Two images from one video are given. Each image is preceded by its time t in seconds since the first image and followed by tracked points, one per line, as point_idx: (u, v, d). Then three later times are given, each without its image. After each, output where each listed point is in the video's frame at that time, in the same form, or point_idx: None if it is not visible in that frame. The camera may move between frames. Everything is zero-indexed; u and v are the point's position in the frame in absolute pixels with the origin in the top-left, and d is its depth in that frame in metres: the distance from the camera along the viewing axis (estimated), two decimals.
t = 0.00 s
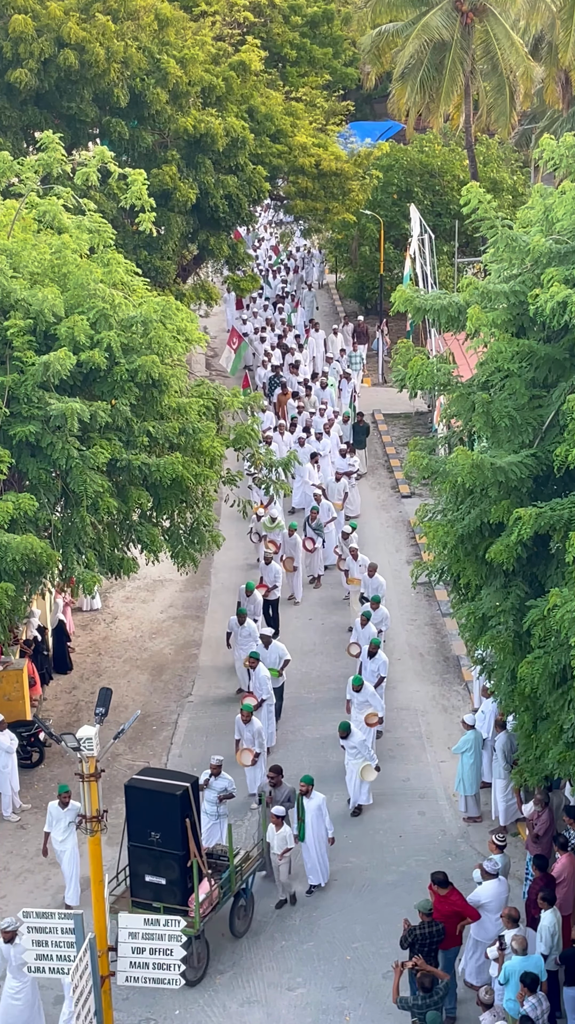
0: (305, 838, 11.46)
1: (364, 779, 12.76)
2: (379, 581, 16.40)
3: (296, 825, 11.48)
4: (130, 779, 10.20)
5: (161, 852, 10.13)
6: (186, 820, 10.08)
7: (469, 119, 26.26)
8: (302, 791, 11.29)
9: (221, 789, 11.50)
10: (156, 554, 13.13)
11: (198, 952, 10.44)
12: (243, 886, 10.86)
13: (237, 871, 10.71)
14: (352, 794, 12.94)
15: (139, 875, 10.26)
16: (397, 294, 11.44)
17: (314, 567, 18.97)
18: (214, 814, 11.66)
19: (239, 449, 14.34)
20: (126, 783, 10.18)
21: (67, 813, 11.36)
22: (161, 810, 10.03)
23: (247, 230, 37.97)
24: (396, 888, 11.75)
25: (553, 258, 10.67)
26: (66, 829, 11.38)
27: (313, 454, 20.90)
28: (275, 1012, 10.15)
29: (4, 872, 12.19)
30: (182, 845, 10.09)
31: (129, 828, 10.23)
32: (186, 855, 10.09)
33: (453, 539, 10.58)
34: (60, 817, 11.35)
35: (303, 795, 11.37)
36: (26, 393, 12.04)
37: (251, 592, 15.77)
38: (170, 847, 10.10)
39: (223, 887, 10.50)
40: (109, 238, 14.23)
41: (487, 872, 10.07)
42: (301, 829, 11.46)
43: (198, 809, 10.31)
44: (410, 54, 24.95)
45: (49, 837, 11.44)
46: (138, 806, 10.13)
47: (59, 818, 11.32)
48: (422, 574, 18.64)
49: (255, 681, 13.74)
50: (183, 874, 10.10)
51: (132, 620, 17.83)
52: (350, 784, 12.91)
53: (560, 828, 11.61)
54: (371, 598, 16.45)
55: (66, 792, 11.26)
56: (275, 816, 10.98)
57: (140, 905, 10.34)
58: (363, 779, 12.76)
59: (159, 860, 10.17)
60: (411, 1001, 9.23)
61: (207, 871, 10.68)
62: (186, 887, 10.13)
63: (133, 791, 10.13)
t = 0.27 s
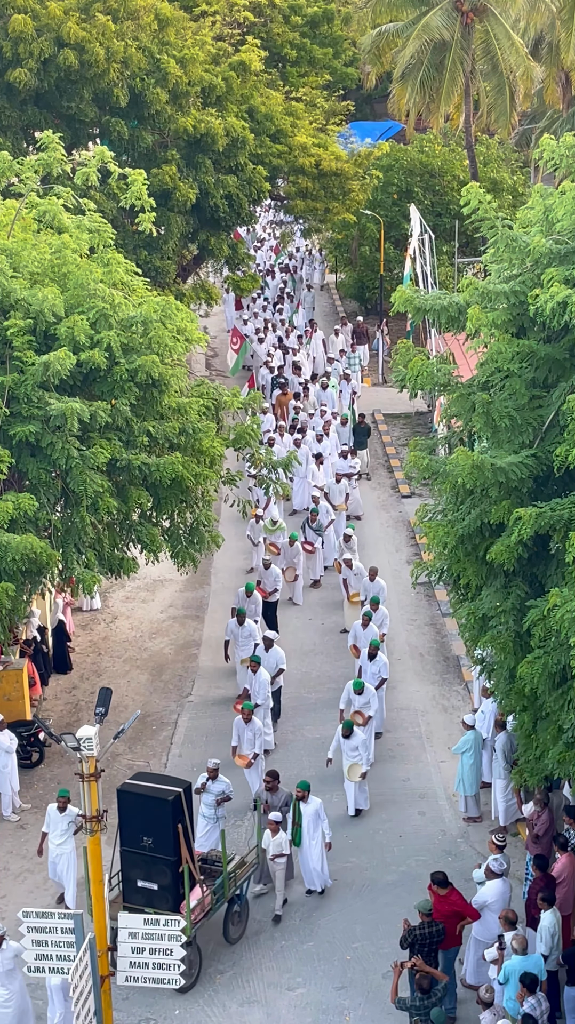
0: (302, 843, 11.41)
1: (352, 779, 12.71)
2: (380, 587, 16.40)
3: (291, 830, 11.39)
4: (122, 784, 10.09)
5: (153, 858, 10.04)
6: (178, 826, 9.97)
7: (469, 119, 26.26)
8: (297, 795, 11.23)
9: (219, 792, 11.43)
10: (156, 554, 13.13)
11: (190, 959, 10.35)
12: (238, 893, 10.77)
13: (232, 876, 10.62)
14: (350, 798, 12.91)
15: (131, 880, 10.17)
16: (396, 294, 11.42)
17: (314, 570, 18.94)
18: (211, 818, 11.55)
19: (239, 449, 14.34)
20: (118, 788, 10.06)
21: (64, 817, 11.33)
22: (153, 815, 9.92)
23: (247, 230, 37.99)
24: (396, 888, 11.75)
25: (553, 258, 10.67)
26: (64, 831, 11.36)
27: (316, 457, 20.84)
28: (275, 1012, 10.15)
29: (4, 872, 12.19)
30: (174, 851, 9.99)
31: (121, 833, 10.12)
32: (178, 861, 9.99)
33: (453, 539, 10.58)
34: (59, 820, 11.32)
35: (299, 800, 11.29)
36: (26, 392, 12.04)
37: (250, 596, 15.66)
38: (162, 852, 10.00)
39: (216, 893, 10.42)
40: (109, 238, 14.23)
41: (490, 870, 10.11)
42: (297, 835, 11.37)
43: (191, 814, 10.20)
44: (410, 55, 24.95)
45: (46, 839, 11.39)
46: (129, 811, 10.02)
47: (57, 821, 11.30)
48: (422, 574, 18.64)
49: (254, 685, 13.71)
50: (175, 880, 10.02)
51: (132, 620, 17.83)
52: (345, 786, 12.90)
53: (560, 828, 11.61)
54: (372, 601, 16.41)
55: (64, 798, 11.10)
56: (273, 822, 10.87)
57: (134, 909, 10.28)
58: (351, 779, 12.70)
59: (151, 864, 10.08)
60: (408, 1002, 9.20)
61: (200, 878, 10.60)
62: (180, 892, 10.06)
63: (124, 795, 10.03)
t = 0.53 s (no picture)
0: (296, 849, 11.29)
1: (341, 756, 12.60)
2: (377, 582, 16.37)
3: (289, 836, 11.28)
4: (116, 789, 10.08)
5: (146, 864, 10.00)
6: (171, 833, 9.94)
7: (469, 119, 26.25)
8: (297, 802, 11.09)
9: (215, 795, 11.47)
10: (156, 554, 13.13)
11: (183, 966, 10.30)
12: (232, 900, 10.72)
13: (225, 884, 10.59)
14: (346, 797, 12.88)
15: (124, 886, 10.13)
16: (396, 294, 11.40)
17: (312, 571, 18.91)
18: (207, 823, 11.56)
19: (239, 449, 14.34)
20: (111, 793, 10.04)
21: (61, 823, 11.18)
22: (146, 821, 9.90)
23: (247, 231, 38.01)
24: (396, 888, 11.75)
25: (553, 258, 10.67)
26: (62, 837, 11.21)
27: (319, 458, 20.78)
28: (275, 1012, 10.15)
29: (4, 872, 12.19)
30: (166, 857, 9.95)
31: (114, 838, 10.10)
32: (170, 867, 9.95)
33: (453, 539, 10.58)
34: (56, 825, 11.18)
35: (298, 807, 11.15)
36: (26, 393, 12.04)
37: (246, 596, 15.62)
38: (155, 858, 9.97)
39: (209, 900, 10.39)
40: (109, 238, 14.24)
41: (490, 870, 10.12)
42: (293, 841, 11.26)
43: (184, 821, 10.17)
44: (410, 55, 24.95)
45: (45, 845, 11.27)
46: (123, 816, 10.01)
47: (54, 826, 11.17)
48: (422, 575, 18.64)
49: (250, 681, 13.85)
50: (167, 886, 9.97)
51: (132, 620, 17.83)
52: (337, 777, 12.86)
53: (560, 828, 11.61)
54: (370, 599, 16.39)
55: (60, 803, 11.05)
56: (271, 828, 10.89)
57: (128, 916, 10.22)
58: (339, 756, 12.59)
59: (144, 871, 10.04)
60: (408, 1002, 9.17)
61: (193, 884, 10.57)
62: (173, 899, 10.02)
63: (118, 801, 10.01)
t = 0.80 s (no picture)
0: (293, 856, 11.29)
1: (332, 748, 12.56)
2: (371, 585, 16.35)
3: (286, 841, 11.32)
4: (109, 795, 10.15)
5: (136, 869, 10.03)
6: (161, 838, 9.97)
7: (469, 119, 26.24)
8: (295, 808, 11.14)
9: (209, 799, 11.32)
10: (156, 554, 13.12)
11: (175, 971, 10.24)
12: (225, 906, 10.64)
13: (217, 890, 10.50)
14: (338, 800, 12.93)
15: (115, 891, 10.17)
16: (397, 295, 11.38)
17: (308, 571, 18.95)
18: (203, 824, 11.47)
19: (239, 449, 14.34)
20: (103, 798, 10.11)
21: (56, 828, 11.09)
22: (137, 827, 9.96)
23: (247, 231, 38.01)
24: (396, 888, 11.75)
25: (554, 258, 10.67)
26: (57, 842, 11.13)
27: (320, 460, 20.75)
28: (275, 1012, 10.15)
29: (4, 872, 12.19)
30: (157, 863, 9.97)
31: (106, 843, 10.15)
32: (161, 873, 9.97)
33: (453, 539, 10.58)
34: (51, 831, 11.09)
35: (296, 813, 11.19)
36: (26, 393, 12.04)
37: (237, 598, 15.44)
38: (146, 865, 9.99)
39: (201, 906, 10.32)
40: (109, 238, 14.23)
41: (490, 870, 10.11)
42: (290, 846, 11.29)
43: (176, 827, 10.20)
44: (410, 55, 24.95)
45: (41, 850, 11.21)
46: (113, 822, 10.06)
47: (49, 832, 11.08)
48: (422, 574, 18.64)
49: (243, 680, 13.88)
50: (158, 892, 9.99)
51: (132, 620, 17.83)
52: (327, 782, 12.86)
53: (560, 829, 11.61)
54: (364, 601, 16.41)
55: (52, 808, 10.91)
56: (267, 835, 10.77)
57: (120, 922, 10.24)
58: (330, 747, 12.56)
59: (135, 876, 10.08)
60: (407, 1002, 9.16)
61: (185, 891, 10.53)
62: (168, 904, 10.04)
63: (109, 806, 10.07)
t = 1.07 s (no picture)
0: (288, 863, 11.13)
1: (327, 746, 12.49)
2: (361, 587, 16.63)
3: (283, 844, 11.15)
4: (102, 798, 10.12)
5: (127, 874, 10.01)
6: (152, 843, 9.94)
7: (469, 119, 26.23)
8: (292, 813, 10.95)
9: (205, 802, 11.27)
10: (156, 554, 13.12)
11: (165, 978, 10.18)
12: (218, 912, 10.56)
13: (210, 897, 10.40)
14: (325, 797, 12.87)
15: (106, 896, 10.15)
16: (397, 295, 11.37)
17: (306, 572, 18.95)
18: (200, 828, 11.40)
19: (239, 449, 14.34)
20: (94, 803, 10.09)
21: (46, 833, 11.11)
22: (128, 831, 9.93)
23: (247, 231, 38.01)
24: (396, 888, 11.75)
25: (554, 258, 10.67)
26: (49, 846, 11.14)
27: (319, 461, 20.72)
28: (275, 1012, 10.15)
29: (4, 872, 12.18)
30: (148, 868, 9.94)
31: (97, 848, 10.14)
32: (152, 878, 9.95)
33: (454, 539, 10.58)
34: (41, 834, 11.12)
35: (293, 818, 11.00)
36: (26, 393, 12.04)
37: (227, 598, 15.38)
38: (137, 870, 9.97)
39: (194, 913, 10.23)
40: (109, 238, 14.23)
41: (491, 870, 10.12)
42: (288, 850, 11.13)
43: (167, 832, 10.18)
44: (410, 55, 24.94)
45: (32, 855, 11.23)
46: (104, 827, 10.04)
47: (39, 835, 11.10)
48: (422, 575, 18.64)
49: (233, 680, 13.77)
50: (148, 897, 9.98)
51: (132, 620, 17.83)
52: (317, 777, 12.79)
53: (560, 829, 11.61)
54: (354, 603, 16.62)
55: (41, 811, 10.93)
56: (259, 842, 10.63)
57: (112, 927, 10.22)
58: (326, 745, 12.47)
59: (126, 881, 10.05)
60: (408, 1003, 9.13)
61: (176, 896, 10.44)
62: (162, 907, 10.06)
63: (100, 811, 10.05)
